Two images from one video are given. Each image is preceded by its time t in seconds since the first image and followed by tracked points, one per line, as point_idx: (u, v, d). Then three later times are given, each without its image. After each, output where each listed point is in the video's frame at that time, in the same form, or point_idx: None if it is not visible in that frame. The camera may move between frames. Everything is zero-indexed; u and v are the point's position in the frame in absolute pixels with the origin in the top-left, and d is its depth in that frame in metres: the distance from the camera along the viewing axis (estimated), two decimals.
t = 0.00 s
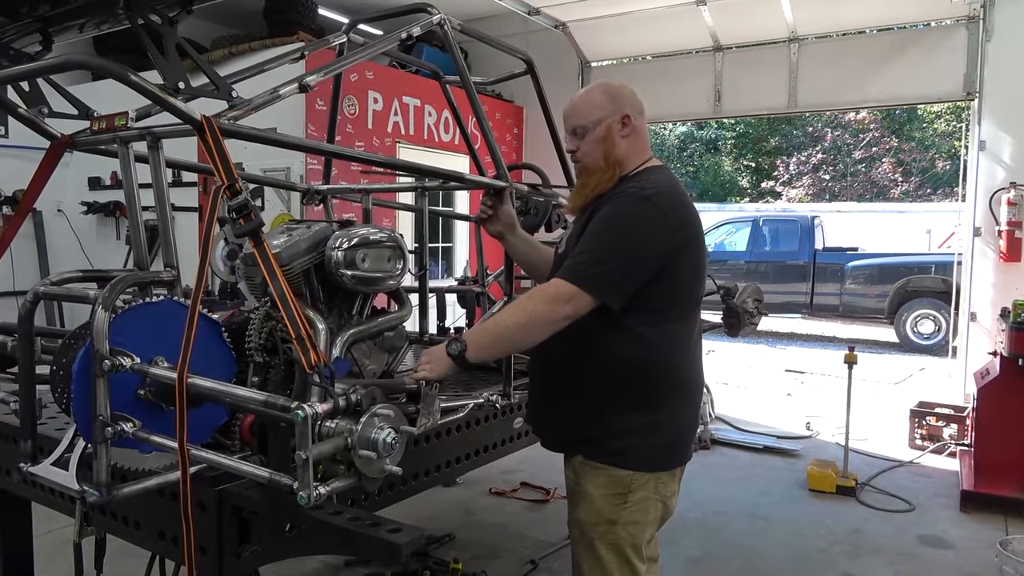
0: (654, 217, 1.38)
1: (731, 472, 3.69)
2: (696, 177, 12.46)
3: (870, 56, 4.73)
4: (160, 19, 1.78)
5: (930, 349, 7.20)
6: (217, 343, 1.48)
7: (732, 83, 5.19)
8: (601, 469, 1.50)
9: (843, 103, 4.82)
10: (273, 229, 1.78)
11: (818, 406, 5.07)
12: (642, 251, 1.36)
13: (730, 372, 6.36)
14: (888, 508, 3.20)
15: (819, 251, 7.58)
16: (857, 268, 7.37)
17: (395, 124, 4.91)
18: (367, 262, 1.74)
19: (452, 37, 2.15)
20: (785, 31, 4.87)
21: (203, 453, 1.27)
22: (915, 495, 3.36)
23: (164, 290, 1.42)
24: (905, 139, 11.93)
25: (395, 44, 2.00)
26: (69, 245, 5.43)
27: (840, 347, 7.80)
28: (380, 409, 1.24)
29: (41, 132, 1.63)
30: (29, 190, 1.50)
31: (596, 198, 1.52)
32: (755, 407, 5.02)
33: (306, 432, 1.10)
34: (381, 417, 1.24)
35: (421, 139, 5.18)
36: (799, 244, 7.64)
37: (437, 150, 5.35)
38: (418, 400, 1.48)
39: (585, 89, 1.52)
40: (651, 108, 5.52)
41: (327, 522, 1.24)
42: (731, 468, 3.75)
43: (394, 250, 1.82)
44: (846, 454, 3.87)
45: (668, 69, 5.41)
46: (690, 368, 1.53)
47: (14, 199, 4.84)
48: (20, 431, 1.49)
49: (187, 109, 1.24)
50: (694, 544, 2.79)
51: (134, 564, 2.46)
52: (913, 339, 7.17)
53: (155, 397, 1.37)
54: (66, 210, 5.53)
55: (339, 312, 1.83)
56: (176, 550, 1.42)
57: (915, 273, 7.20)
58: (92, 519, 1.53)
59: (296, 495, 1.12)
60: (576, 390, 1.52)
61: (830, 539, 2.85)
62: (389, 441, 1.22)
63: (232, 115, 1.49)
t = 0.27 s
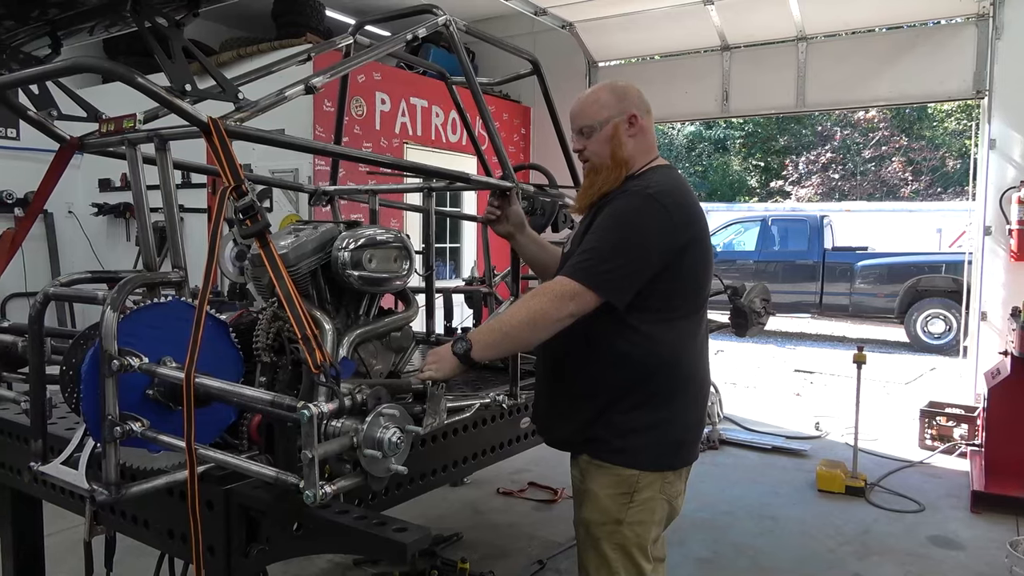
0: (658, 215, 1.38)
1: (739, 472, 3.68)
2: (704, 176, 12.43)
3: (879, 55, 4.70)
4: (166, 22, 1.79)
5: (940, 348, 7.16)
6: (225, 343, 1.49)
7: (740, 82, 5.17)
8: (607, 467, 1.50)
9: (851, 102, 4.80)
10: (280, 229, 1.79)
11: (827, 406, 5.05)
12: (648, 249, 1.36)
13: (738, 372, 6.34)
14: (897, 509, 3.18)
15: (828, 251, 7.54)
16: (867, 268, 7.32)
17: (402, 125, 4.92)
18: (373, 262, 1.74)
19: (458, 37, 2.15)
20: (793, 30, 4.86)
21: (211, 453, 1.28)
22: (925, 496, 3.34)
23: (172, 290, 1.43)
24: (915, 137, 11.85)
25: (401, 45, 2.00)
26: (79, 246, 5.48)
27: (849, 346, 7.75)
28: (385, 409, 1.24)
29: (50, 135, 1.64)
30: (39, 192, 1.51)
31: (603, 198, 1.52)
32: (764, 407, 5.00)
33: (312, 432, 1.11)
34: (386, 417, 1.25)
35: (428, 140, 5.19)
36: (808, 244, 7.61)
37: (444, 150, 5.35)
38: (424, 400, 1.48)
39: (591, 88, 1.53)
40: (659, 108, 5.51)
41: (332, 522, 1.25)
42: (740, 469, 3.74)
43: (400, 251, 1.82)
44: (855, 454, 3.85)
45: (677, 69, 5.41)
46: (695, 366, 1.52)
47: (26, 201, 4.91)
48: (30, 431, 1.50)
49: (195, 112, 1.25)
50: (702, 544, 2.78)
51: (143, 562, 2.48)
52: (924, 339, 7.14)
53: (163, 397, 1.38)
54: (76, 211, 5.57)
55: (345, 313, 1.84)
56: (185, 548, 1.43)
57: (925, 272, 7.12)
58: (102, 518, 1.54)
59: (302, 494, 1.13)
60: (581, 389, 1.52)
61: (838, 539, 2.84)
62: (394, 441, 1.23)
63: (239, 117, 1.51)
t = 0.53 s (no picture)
0: (667, 214, 1.38)
1: (749, 471, 3.66)
2: (713, 175, 12.40)
3: (889, 51, 4.67)
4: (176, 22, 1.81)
5: (952, 347, 7.09)
6: (235, 342, 1.50)
7: (748, 79, 5.15)
8: (617, 465, 1.49)
9: (861, 99, 4.77)
10: (290, 228, 1.80)
11: (838, 405, 5.02)
12: (658, 248, 1.35)
13: (748, 370, 6.31)
14: (909, 507, 3.16)
15: (838, 249, 7.50)
16: (878, 266, 7.28)
17: (411, 125, 4.93)
18: (382, 261, 1.75)
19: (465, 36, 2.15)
20: (803, 26, 4.83)
21: (221, 450, 1.29)
22: (937, 494, 3.32)
23: (182, 289, 1.43)
24: (926, 135, 11.76)
25: (408, 44, 2.01)
26: (91, 247, 5.52)
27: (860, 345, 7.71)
28: (393, 406, 1.25)
29: (60, 135, 1.65)
30: (50, 193, 1.52)
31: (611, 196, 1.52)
32: (774, 405, 4.98)
33: (320, 429, 1.12)
34: (394, 414, 1.25)
35: (437, 139, 5.20)
36: (818, 242, 7.57)
37: (453, 150, 5.36)
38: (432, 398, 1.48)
39: (600, 86, 1.52)
40: (667, 106, 5.50)
41: (340, 519, 1.25)
42: (749, 467, 3.73)
43: (408, 250, 1.82)
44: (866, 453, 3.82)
45: (685, 67, 5.39)
46: (706, 364, 1.52)
47: (38, 201, 4.96)
48: (42, 429, 1.51)
49: (204, 111, 1.25)
50: (712, 543, 2.77)
51: (154, 559, 2.50)
52: (935, 337, 7.06)
53: (173, 395, 1.39)
54: (88, 213, 5.61)
55: (355, 312, 1.84)
56: (195, 546, 1.44)
57: (936, 270, 7.01)
58: (114, 516, 1.55)
59: (311, 491, 1.14)
60: (592, 388, 1.52)
61: (849, 538, 2.82)
62: (402, 438, 1.24)
63: (247, 116, 1.51)
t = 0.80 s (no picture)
0: (674, 217, 1.38)
1: (752, 470, 3.66)
2: (716, 174, 12.39)
3: (890, 49, 4.67)
4: (177, 25, 1.80)
5: (955, 345, 7.12)
6: (238, 343, 1.50)
7: (749, 78, 5.15)
8: (621, 466, 1.49)
9: (862, 97, 4.77)
10: (292, 230, 1.81)
11: (841, 403, 5.01)
12: (661, 249, 1.35)
13: (751, 369, 6.31)
14: (912, 506, 3.16)
15: (841, 247, 7.49)
16: (880, 264, 7.26)
17: (412, 126, 4.93)
18: (384, 261, 1.75)
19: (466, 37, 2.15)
20: (804, 25, 4.83)
21: (224, 450, 1.29)
22: (940, 493, 3.32)
23: (185, 291, 1.44)
24: (928, 132, 11.73)
25: (409, 45, 2.01)
26: (94, 249, 5.54)
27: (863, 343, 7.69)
28: (396, 406, 1.25)
29: (63, 138, 1.66)
30: (53, 195, 1.53)
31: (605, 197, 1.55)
32: (777, 404, 4.97)
33: (323, 430, 1.12)
34: (396, 414, 1.25)
35: (438, 140, 5.20)
36: (821, 241, 7.56)
37: (454, 151, 5.36)
38: (434, 398, 1.49)
39: (603, 87, 1.52)
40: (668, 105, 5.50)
41: (343, 519, 1.26)
42: (752, 467, 3.72)
43: (410, 251, 1.83)
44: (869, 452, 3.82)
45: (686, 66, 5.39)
46: (709, 362, 1.53)
47: (41, 204, 4.98)
48: (46, 430, 1.52)
49: (206, 114, 1.26)
50: (715, 542, 2.77)
51: (157, 559, 2.51)
52: (939, 336, 7.07)
53: (177, 397, 1.40)
54: (91, 215, 5.63)
55: (359, 313, 1.85)
56: (199, 547, 1.44)
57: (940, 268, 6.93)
58: (118, 517, 1.56)
59: (314, 490, 1.15)
60: (595, 386, 1.52)
61: (852, 537, 2.82)
62: (405, 437, 1.25)
63: (249, 118, 1.52)
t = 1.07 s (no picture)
0: (676, 216, 1.38)
1: (755, 470, 3.66)
2: (718, 173, 12.40)
3: (892, 48, 4.66)
4: (182, 24, 1.80)
5: (957, 345, 7.07)
6: (242, 341, 1.51)
7: (752, 78, 5.15)
8: (623, 464, 1.50)
9: (865, 96, 4.77)
10: (295, 228, 1.81)
11: (843, 403, 5.01)
12: (663, 249, 1.35)
13: (753, 369, 6.31)
14: (915, 505, 3.15)
15: (843, 247, 7.49)
16: (883, 264, 7.27)
17: (415, 125, 4.94)
18: (388, 260, 1.75)
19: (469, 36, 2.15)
20: (807, 25, 4.83)
21: (229, 449, 1.29)
22: (943, 492, 3.31)
23: (189, 289, 1.44)
24: (931, 132, 11.72)
25: (413, 45, 2.01)
26: (96, 248, 5.55)
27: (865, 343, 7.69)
28: (399, 404, 1.26)
29: (68, 137, 1.66)
30: (58, 194, 1.53)
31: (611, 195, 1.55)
32: (780, 404, 4.97)
33: (327, 428, 1.13)
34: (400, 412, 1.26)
35: (441, 139, 5.20)
36: (823, 240, 7.55)
37: (456, 150, 5.36)
38: (438, 396, 1.49)
39: (609, 85, 1.52)
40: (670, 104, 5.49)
41: (347, 517, 1.26)
42: (755, 466, 3.72)
43: (414, 250, 1.83)
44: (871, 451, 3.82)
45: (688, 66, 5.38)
46: (714, 362, 1.53)
47: (45, 203, 4.99)
48: (51, 429, 1.52)
49: (210, 112, 1.26)
50: (717, 542, 2.77)
51: (161, 558, 2.51)
52: (941, 335, 7.05)
53: (181, 395, 1.40)
54: (94, 214, 5.64)
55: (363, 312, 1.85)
56: (203, 545, 1.44)
57: (941, 268, 6.99)
58: (122, 516, 1.56)
59: (318, 488, 1.15)
60: (598, 384, 1.53)
61: (855, 537, 2.82)
62: (409, 435, 1.24)
63: (253, 117, 1.52)
